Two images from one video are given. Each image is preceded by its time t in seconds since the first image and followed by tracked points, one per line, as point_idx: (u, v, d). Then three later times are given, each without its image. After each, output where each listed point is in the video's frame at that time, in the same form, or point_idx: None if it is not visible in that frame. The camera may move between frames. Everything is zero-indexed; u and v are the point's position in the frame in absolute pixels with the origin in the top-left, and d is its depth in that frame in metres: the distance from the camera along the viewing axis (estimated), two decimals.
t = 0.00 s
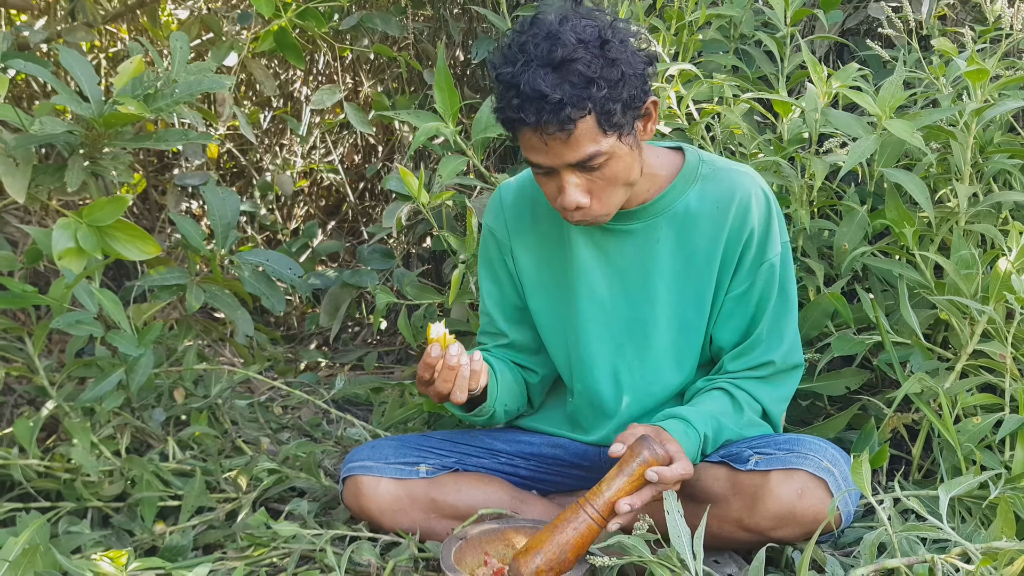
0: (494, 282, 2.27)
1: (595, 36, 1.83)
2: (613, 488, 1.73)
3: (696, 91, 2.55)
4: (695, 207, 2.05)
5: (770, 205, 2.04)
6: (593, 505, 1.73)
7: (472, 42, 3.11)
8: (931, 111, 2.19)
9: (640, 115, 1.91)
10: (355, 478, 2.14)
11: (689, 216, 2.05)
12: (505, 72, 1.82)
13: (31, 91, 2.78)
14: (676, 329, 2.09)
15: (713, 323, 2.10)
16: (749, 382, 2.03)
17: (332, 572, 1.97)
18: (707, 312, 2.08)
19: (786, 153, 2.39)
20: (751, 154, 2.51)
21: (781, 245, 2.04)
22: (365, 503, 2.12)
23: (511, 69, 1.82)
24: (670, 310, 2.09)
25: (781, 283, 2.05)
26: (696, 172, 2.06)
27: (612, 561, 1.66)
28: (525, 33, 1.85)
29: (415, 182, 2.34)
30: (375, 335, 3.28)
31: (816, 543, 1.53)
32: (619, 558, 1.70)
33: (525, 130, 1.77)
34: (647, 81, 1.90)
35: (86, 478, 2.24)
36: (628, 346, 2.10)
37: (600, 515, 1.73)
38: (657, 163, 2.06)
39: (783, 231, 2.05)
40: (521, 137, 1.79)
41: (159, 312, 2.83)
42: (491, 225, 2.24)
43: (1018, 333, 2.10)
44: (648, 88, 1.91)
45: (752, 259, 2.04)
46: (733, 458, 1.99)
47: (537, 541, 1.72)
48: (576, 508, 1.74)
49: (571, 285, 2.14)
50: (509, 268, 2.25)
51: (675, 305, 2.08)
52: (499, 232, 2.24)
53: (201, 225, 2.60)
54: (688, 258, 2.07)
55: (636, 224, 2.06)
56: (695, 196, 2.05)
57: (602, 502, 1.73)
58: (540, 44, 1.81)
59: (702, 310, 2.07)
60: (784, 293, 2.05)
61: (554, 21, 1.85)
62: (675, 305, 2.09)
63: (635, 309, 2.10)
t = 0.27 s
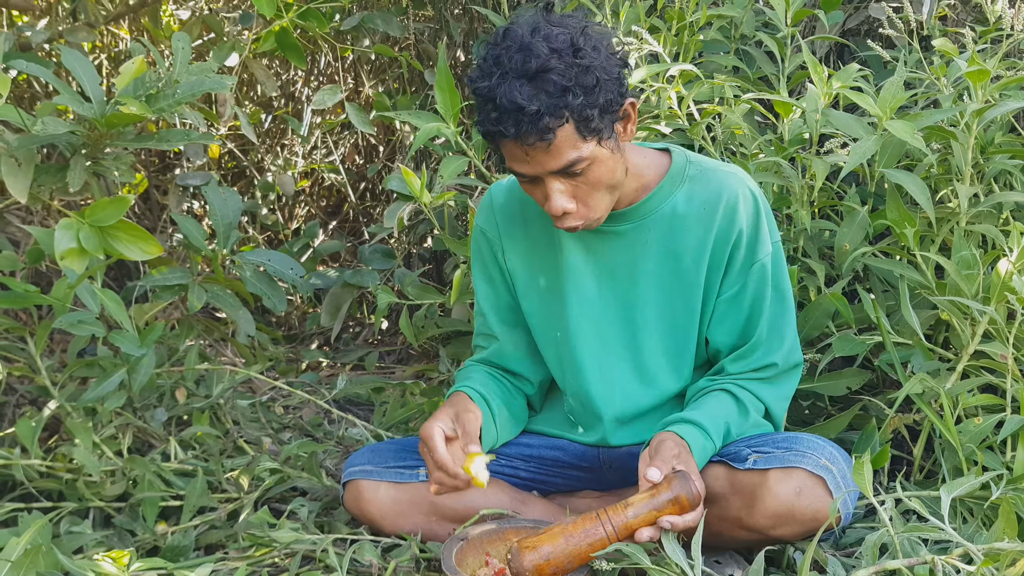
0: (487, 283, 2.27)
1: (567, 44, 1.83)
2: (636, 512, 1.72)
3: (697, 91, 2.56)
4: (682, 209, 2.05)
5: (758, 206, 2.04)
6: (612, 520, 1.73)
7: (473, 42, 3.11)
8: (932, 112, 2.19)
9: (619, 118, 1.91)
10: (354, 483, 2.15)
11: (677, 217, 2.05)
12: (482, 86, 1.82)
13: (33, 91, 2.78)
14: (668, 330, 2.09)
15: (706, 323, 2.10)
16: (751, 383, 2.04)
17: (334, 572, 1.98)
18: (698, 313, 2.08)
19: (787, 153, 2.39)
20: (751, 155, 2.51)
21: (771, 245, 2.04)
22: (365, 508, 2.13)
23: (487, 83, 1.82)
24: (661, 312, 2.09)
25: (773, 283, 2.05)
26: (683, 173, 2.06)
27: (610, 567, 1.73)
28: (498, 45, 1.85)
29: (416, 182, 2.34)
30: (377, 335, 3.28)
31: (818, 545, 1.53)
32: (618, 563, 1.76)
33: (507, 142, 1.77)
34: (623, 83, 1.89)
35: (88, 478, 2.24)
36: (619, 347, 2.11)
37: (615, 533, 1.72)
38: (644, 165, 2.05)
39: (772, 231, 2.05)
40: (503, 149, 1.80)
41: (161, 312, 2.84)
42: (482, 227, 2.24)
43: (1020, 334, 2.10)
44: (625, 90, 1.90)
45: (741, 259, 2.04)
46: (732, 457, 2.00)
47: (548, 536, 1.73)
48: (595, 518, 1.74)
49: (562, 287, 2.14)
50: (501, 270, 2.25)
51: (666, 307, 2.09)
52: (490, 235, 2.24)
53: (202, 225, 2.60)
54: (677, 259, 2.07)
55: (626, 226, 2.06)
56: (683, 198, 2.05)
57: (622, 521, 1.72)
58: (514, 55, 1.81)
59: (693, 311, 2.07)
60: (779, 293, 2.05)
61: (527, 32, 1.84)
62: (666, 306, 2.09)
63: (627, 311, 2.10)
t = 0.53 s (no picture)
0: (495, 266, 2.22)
1: (586, 45, 1.83)
2: (625, 515, 1.74)
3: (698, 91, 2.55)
4: (698, 201, 2.07)
5: (771, 201, 2.07)
6: (602, 522, 1.73)
7: (473, 41, 3.11)
8: (933, 112, 2.19)
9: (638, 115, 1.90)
10: (357, 477, 2.14)
11: (693, 209, 2.07)
12: (501, 86, 1.83)
13: (34, 91, 2.78)
14: (677, 321, 2.09)
15: (714, 317, 2.10)
16: (752, 380, 2.04)
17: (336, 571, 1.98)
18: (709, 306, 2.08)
19: (788, 153, 2.39)
20: (753, 154, 2.51)
21: (782, 240, 2.06)
22: (367, 502, 2.13)
23: (506, 83, 1.82)
24: (672, 303, 2.09)
25: (782, 279, 2.06)
26: (700, 166, 2.07)
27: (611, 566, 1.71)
28: (517, 44, 1.85)
29: (418, 181, 2.35)
30: (377, 335, 3.28)
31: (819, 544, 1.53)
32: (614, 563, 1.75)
33: (525, 143, 1.78)
34: (643, 82, 1.88)
35: (88, 477, 2.24)
36: (629, 336, 2.11)
37: (605, 536, 1.72)
38: (661, 157, 2.07)
39: (784, 227, 2.07)
40: (521, 149, 1.80)
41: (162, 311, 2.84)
42: (497, 210, 2.22)
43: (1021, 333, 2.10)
44: (645, 88, 1.89)
45: (753, 253, 2.06)
46: (734, 454, 2.00)
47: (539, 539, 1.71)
48: (584, 522, 1.73)
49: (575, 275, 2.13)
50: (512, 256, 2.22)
51: (676, 298, 2.09)
52: (504, 219, 2.22)
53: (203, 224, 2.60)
54: (690, 250, 2.08)
55: (642, 216, 2.06)
56: (699, 190, 2.07)
57: (612, 523, 1.73)
58: (531, 56, 1.81)
59: (705, 303, 2.08)
60: (786, 287, 2.06)
61: (546, 32, 1.84)
62: (677, 297, 2.09)
63: (639, 301, 2.10)
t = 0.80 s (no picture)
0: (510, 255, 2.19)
1: (629, 39, 1.82)
2: (636, 515, 1.74)
3: (698, 89, 2.55)
4: (720, 203, 2.07)
5: (792, 204, 2.08)
6: (612, 521, 1.73)
7: (473, 40, 3.11)
8: (932, 109, 2.19)
9: (674, 113, 1.90)
10: (357, 474, 2.14)
11: (714, 210, 2.07)
12: (538, 72, 1.81)
13: (33, 89, 2.78)
14: (691, 320, 2.09)
15: (727, 317, 2.10)
16: (757, 381, 2.04)
17: (335, 569, 1.98)
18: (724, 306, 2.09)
19: (788, 151, 2.39)
20: (752, 153, 2.51)
21: (800, 244, 2.07)
22: (366, 499, 2.13)
23: (544, 70, 1.80)
24: (690, 301, 2.09)
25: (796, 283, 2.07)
26: (723, 167, 2.07)
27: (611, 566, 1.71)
28: (559, 31, 1.84)
29: (417, 179, 2.35)
30: (376, 334, 3.28)
31: (817, 541, 1.53)
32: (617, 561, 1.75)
33: (557, 132, 1.77)
34: (681, 82, 1.88)
35: (88, 475, 2.24)
36: (643, 333, 2.10)
37: (614, 535, 1.72)
38: (686, 157, 2.07)
39: (802, 231, 2.08)
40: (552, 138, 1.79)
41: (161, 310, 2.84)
42: (516, 197, 2.20)
43: (1019, 330, 2.10)
44: (682, 88, 1.89)
45: (770, 255, 2.07)
46: (737, 455, 2.00)
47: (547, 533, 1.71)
48: (594, 519, 1.73)
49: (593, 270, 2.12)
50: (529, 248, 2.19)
51: (694, 297, 2.08)
52: (523, 209, 2.19)
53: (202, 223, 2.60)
54: (708, 250, 2.08)
55: (666, 216, 2.05)
56: (721, 191, 2.07)
57: (623, 522, 1.73)
58: (573, 45, 1.80)
59: (720, 303, 2.08)
60: (799, 291, 2.07)
61: (589, 21, 1.83)
62: (692, 297, 2.09)
63: (656, 299, 2.10)
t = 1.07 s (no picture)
0: (509, 255, 2.19)
1: (630, 48, 1.80)
2: (635, 503, 1.74)
3: (698, 89, 2.55)
4: (722, 204, 2.06)
5: (795, 205, 2.06)
6: (611, 510, 1.74)
7: (472, 39, 3.11)
8: (931, 109, 2.19)
9: (675, 120, 1.89)
10: (356, 473, 2.14)
11: (717, 212, 2.06)
12: (538, 85, 1.80)
13: (32, 88, 2.78)
14: (693, 321, 2.09)
15: (731, 318, 2.10)
16: (763, 383, 2.03)
17: (333, 568, 1.97)
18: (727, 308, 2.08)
19: (788, 150, 2.39)
20: (751, 152, 2.51)
21: (804, 246, 2.06)
22: (365, 498, 2.13)
23: (543, 82, 1.80)
24: (691, 302, 2.09)
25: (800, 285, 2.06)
26: (726, 168, 2.07)
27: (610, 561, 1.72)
28: (557, 42, 1.83)
29: (417, 178, 2.34)
30: (376, 333, 3.28)
31: (817, 542, 1.53)
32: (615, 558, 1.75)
33: (559, 144, 1.77)
34: (684, 88, 1.87)
35: (86, 474, 2.23)
36: (644, 334, 2.10)
37: (614, 523, 1.73)
38: (687, 158, 2.06)
39: (805, 232, 2.07)
40: (554, 149, 1.79)
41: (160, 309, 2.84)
42: (516, 196, 2.19)
43: (1018, 330, 2.10)
44: (685, 94, 1.88)
45: (774, 257, 2.06)
46: (736, 459, 1.99)
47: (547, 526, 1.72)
48: (594, 508, 1.74)
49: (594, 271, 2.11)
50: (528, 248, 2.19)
51: (696, 298, 2.08)
52: (522, 209, 2.19)
53: (201, 222, 2.60)
54: (710, 251, 2.07)
55: (666, 218, 2.05)
56: (724, 193, 2.06)
57: (622, 510, 1.74)
58: (573, 55, 1.79)
59: (722, 305, 2.08)
60: (803, 293, 2.06)
61: (589, 30, 1.82)
62: (694, 298, 2.08)
63: (659, 300, 2.10)
